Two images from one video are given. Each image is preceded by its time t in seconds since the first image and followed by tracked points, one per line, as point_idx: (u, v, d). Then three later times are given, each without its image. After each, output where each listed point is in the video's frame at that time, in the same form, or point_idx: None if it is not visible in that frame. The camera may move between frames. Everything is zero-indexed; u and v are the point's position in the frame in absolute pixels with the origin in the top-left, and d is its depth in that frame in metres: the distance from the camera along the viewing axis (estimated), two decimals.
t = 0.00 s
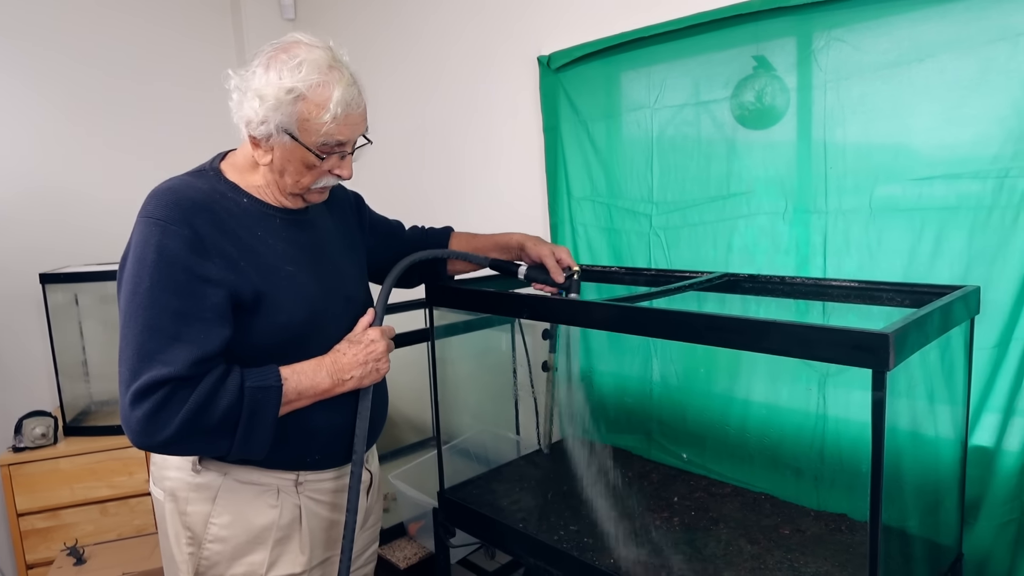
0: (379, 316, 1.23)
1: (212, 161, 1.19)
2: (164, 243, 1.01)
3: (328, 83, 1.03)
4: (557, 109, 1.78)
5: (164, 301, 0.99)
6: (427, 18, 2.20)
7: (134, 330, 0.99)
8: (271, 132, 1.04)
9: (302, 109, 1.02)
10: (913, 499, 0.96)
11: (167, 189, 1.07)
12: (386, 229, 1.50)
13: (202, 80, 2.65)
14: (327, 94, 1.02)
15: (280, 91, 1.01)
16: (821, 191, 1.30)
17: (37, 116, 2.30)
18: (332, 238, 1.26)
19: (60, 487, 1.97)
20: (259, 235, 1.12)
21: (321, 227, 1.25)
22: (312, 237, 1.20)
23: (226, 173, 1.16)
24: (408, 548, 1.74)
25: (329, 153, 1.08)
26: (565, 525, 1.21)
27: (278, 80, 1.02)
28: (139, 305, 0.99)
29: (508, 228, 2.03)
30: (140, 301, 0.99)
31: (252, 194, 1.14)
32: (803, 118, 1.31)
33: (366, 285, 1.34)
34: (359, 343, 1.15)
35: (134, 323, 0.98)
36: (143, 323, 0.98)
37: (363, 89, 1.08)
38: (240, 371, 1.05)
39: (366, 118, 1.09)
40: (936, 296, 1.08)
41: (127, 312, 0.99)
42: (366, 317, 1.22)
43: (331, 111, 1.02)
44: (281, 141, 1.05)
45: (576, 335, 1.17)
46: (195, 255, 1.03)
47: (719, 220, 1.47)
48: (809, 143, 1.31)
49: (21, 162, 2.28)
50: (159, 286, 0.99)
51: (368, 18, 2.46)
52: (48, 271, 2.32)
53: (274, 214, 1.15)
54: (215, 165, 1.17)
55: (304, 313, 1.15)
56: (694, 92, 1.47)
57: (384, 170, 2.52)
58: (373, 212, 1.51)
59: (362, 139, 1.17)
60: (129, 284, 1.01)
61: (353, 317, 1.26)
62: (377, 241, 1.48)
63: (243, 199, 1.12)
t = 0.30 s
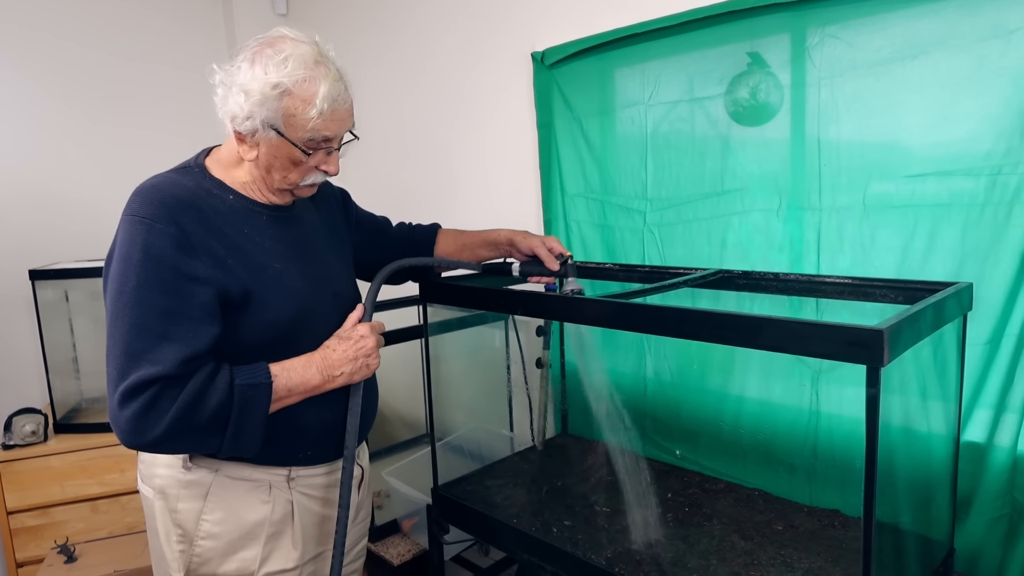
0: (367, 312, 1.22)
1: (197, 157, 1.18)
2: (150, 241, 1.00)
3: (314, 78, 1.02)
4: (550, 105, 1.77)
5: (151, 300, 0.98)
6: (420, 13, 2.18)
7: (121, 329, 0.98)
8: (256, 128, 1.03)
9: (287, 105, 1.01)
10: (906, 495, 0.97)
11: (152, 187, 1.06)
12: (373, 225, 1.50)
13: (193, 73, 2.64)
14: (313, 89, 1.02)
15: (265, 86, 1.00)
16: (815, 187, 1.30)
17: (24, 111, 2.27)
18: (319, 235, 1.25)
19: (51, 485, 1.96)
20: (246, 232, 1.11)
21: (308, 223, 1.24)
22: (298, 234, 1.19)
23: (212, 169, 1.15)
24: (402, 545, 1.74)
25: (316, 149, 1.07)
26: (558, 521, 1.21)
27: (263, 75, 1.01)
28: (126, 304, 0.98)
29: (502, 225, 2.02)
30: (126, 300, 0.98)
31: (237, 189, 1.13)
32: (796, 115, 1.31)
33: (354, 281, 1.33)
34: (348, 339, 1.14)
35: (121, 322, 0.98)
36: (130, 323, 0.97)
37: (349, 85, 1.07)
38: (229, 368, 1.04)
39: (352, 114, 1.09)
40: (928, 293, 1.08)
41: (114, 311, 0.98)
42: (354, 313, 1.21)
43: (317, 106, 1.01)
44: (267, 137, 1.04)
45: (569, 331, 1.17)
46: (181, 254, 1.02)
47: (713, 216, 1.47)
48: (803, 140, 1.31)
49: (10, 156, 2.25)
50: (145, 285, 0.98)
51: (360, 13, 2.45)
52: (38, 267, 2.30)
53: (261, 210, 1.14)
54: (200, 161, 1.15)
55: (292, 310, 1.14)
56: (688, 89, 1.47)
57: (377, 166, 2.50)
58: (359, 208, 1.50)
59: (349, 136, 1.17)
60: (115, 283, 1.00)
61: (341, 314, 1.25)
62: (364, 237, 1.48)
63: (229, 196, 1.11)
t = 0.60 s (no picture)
0: (361, 307, 1.22)
1: (190, 153, 1.17)
2: (144, 238, 0.99)
3: (314, 74, 1.02)
4: (549, 100, 1.76)
5: (145, 298, 0.97)
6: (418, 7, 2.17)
7: (115, 327, 0.97)
8: (256, 125, 1.02)
9: (287, 100, 1.00)
10: (904, 493, 0.97)
11: (144, 183, 1.05)
12: (367, 219, 1.49)
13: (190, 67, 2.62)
14: (313, 85, 1.01)
15: (265, 82, 0.99)
16: (813, 185, 1.30)
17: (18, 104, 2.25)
18: (312, 232, 1.25)
19: (46, 480, 1.95)
20: (240, 230, 1.10)
21: (303, 220, 1.23)
22: (292, 231, 1.19)
23: (206, 165, 1.14)
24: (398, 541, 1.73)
25: (315, 146, 1.06)
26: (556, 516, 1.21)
27: (263, 71, 1.00)
28: (120, 302, 0.97)
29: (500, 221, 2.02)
30: (120, 298, 0.97)
31: (234, 187, 1.12)
32: (795, 111, 1.31)
33: (347, 278, 1.33)
34: (343, 334, 1.14)
35: (115, 320, 0.97)
36: (124, 320, 0.97)
37: (348, 81, 1.06)
38: (224, 365, 1.04)
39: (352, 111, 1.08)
40: (927, 291, 1.08)
41: (107, 309, 0.97)
42: (349, 306, 1.21)
43: (317, 102, 1.01)
44: (266, 134, 1.03)
45: (567, 327, 1.16)
46: (175, 251, 1.02)
47: (712, 213, 1.47)
48: (803, 137, 1.30)
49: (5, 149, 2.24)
50: (139, 283, 0.97)
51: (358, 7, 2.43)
52: (33, 261, 2.28)
53: (255, 208, 1.13)
54: (194, 157, 1.14)
55: (286, 308, 1.14)
56: (687, 85, 1.46)
57: (374, 161, 2.49)
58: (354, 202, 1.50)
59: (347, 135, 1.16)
60: (108, 281, 0.99)
61: (333, 311, 1.25)
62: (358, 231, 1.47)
63: (223, 193, 1.10)
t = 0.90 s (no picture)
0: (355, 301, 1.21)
1: (185, 148, 1.16)
2: (144, 236, 0.99)
3: (327, 82, 1.02)
4: (548, 97, 1.76)
5: (145, 295, 0.97)
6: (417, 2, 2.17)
7: (116, 326, 0.96)
8: (263, 126, 1.01)
9: (298, 105, 1.00)
10: (900, 492, 0.97)
11: (143, 180, 1.04)
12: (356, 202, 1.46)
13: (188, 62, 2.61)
14: (326, 92, 1.01)
15: (278, 86, 0.99)
16: (813, 183, 1.30)
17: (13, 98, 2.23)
18: (307, 228, 1.24)
19: (43, 475, 1.95)
20: (237, 227, 1.10)
21: (298, 216, 1.23)
22: (288, 227, 1.18)
23: (201, 160, 1.13)
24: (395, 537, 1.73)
25: (319, 149, 1.07)
26: (554, 512, 1.21)
27: (275, 74, 0.99)
28: (120, 300, 0.96)
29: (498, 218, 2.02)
30: (120, 296, 0.96)
31: (228, 183, 1.11)
32: (796, 109, 1.30)
33: (341, 274, 1.33)
34: (339, 328, 1.13)
35: (115, 318, 0.96)
36: (125, 319, 0.96)
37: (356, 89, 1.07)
38: (225, 362, 1.03)
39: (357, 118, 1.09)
40: (926, 290, 1.08)
41: (107, 307, 0.96)
42: (343, 301, 1.20)
43: (328, 110, 1.01)
44: (272, 135, 1.03)
45: (565, 324, 1.16)
46: (176, 248, 1.01)
47: (712, 211, 1.46)
48: (803, 135, 1.30)
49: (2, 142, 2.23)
50: (139, 281, 0.97)
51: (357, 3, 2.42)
52: (29, 256, 2.28)
53: (252, 204, 1.12)
54: (189, 152, 1.13)
55: (284, 305, 1.13)
56: (687, 83, 1.46)
57: (373, 158, 2.48)
58: (339, 183, 1.45)
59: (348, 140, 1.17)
60: (107, 279, 0.98)
61: (327, 307, 1.25)
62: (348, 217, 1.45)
63: (219, 189, 1.10)
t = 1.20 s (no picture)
0: (353, 298, 1.22)
1: (178, 145, 1.15)
2: (142, 233, 0.98)
3: (329, 79, 1.02)
4: (548, 95, 1.75)
5: (145, 292, 0.97)
6: None
7: (116, 323, 0.96)
8: (267, 126, 1.01)
9: (302, 103, 1.00)
10: (897, 492, 0.97)
11: (139, 177, 1.04)
12: (349, 194, 1.45)
13: (187, 58, 2.60)
14: (329, 90, 1.02)
15: (283, 86, 0.99)
16: (811, 182, 1.30)
17: (10, 92, 2.22)
18: (303, 226, 1.24)
19: (40, 471, 1.95)
20: (234, 224, 1.09)
21: (294, 214, 1.23)
22: (284, 225, 1.18)
23: (196, 157, 1.12)
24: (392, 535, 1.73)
25: (321, 146, 1.08)
26: (552, 510, 1.21)
27: (279, 73, 0.99)
28: (120, 297, 0.96)
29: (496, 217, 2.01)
30: (119, 293, 0.96)
31: (227, 181, 1.11)
32: (795, 109, 1.30)
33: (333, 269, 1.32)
34: (338, 325, 1.13)
35: (115, 315, 0.96)
36: (125, 316, 0.96)
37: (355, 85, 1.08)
38: (225, 358, 1.03)
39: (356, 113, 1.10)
40: (923, 291, 1.08)
41: (106, 304, 0.96)
42: (341, 298, 1.21)
43: (332, 107, 1.02)
44: (275, 134, 1.03)
45: (563, 323, 1.16)
46: (174, 245, 1.01)
47: (711, 210, 1.46)
48: (801, 134, 1.30)
49: None
50: (139, 278, 0.97)
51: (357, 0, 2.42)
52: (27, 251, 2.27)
53: (247, 202, 1.12)
54: (183, 149, 1.13)
55: (281, 302, 1.13)
56: (686, 82, 1.45)
57: (372, 156, 2.48)
58: (331, 176, 1.44)
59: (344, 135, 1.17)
60: (105, 276, 0.98)
61: (323, 305, 1.25)
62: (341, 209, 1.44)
63: (215, 186, 1.09)
